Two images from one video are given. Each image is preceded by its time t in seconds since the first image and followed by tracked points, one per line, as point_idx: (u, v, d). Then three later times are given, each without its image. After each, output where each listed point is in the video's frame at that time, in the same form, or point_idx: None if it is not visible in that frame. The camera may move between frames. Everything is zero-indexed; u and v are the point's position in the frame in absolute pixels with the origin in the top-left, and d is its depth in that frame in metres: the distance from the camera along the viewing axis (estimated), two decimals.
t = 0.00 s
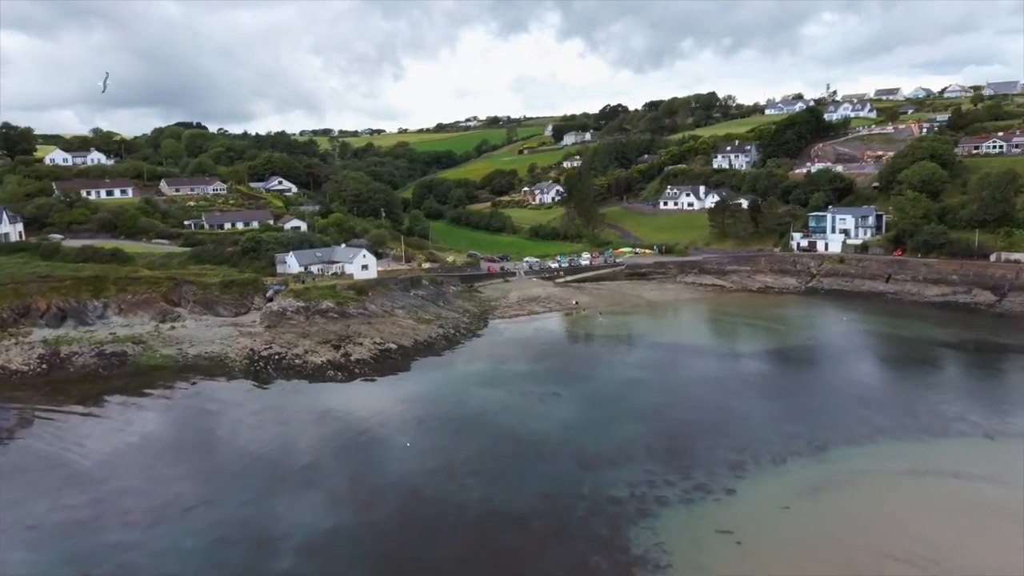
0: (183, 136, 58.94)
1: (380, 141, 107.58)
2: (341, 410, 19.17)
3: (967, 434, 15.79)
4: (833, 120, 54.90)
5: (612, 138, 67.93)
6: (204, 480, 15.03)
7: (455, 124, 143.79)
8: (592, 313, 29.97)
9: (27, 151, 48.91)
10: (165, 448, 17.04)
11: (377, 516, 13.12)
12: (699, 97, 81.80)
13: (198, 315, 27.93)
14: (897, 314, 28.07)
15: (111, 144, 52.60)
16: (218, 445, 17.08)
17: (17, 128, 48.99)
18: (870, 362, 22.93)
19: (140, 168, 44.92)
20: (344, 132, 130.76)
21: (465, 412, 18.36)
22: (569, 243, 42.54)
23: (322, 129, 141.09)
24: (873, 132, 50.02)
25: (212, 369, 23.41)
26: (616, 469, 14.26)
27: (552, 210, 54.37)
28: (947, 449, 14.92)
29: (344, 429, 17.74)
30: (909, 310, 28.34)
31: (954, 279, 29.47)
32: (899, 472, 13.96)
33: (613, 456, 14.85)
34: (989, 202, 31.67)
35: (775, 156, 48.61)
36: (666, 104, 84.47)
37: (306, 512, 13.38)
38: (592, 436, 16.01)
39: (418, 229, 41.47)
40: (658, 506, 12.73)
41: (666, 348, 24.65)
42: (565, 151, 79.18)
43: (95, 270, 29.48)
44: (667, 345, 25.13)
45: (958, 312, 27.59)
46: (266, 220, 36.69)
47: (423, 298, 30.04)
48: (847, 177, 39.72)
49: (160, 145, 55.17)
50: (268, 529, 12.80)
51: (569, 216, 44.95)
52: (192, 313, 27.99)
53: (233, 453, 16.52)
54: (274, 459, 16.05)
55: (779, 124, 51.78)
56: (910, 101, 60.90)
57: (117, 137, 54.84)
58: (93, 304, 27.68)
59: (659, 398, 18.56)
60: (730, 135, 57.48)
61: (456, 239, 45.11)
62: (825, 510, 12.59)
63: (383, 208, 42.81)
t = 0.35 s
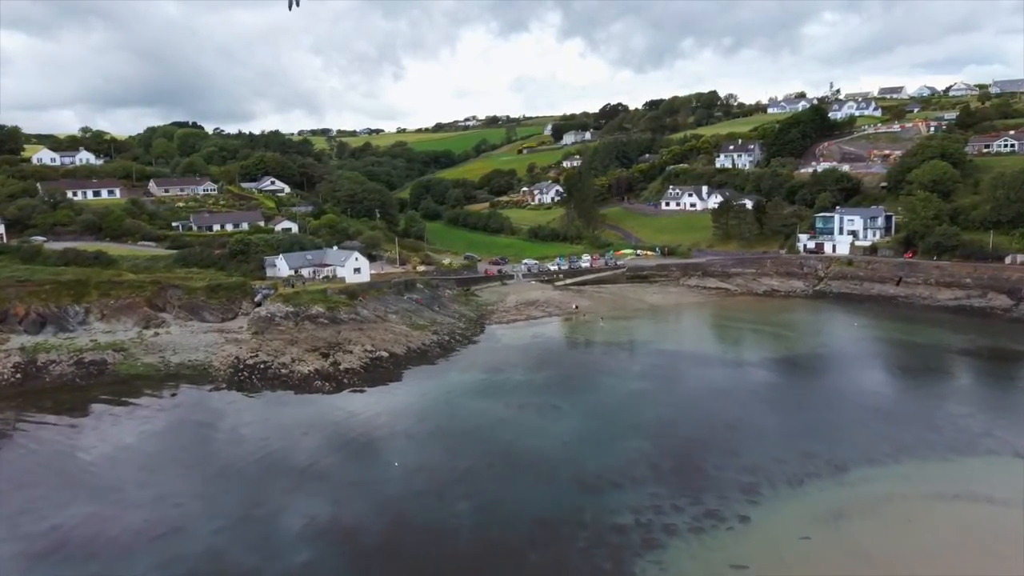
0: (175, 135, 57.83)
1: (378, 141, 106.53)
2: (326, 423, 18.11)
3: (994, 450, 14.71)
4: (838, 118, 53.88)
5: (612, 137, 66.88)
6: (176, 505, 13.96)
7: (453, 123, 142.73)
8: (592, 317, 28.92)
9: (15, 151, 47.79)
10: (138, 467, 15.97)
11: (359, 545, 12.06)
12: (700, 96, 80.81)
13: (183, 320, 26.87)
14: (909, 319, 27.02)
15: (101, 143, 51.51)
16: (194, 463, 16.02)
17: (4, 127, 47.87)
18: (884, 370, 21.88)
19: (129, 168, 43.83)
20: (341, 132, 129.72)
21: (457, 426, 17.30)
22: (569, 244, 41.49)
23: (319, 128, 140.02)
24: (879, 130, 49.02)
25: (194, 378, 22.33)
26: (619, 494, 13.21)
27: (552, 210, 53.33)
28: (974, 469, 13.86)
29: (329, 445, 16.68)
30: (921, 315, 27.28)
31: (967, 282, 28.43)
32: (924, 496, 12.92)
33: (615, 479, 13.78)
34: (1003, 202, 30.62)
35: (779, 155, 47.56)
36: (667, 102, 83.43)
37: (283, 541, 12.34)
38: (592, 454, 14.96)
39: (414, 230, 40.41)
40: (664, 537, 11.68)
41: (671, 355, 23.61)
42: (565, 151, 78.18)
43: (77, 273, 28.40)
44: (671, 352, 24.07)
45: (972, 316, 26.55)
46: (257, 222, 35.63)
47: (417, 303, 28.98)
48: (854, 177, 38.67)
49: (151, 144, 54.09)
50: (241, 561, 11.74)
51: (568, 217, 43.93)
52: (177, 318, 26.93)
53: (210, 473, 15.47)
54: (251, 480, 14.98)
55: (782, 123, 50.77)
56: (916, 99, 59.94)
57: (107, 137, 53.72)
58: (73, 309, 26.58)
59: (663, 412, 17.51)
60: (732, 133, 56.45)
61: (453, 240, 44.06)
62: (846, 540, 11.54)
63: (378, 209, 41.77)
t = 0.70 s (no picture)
0: (167, 135, 56.70)
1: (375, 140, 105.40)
2: (312, 437, 17.03)
3: None
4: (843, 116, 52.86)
5: (613, 136, 65.83)
6: (147, 532, 12.94)
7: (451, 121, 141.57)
8: (594, 322, 27.89)
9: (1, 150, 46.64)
10: (110, 486, 14.94)
11: None
12: (701, 93, 79.81)
13: (167, 325, 25.81)
14: (923, 323, 26.00)
15: (90, 143, 50.39)
16: (170, 484, 14.94)
17: None
18: (900, 379, 20.85)
19: (117, 167, 42.71)
20: (338, 131, 128.56)
21: (451, 441, 16.26)
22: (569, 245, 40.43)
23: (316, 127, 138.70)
24: (886, 128, 48.00)
25: (177, 387, 21.28)
26: (625, 519, 12.18)
27: (551, 210, 52.29)
28: (1009, 491, 12.83)
29: (315, 461, 15.62)
30: (935, 319, 26.25)
31: (982, 285, 27.42)
32: (957, 522, 11.88)
33: (620, 503, 12.76)
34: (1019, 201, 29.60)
35: (784, 154, 46.52)
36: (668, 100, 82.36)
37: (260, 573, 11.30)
38: (595, 474, 13.93)
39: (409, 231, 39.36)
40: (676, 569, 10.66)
41: (676, 362, 22.57)
42: (565, 150, 77.14)
43: (58, 277, 27.32)
44: (676, 359, 23.03)
45: (989, 320, 25.54)
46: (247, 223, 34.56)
47: (411, 307, 27.94)
48: (862, 176, 37.64)
49: (142, 143, 52.97)
50: None
51: (568, 217, 42.89)
52: (161, 323, 25.86)
53: (184, 495, 14.40)
54: (229, 502, 13.94)
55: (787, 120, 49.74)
56: (922, 96, 58.92)
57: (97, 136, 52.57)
58: (53, 313, 25.40)
59: (670, 425, 16.48)
60: (735, 131, 55.41)
61: (450, 242, 43.02)
62: (878, 575, 10.47)
63: (373, 209, 40.72)
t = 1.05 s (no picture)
0: (159, 134, 55.67)
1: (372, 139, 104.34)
2: (296, 451, 16.04)
3: None
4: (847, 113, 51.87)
5: (612, 134, 64.81)
6: (111, 560, 11.94)
7: (449, 121, 140.50)
8: (594, 325, 26.89)
9: None
10: (77, 507, 13.93)
11: None
12: (702, 92, 78.83)
13: (150, 331, 24.79)
14: (936, 326, 25.02)
15: (79, 143, 49.36)
16: (141, 504, 13.95)
17: None
18: (916, 386, 19.84)
19: (105, 167, 41.65)
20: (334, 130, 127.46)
21: (442, 456, 15.25)
22: (568, 246, 39.42)
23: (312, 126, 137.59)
24: (891, 125, 47.03)
25: (157, 397, 20.26)
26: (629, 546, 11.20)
27: (549, 210, 51.30)
28: None
29: (298, 478, 14.62)
30: (949, 322, 25.27)
31: (997, 287, 26.44)
32: (991, 549, 10.89)
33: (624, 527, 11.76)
34: None
35: (788, 152, 45.52)
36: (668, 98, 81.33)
37: None
38: (597, 495, 12.93)
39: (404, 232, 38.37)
40: None
41: (680, 370, 21.56)
42: (564, 149, 76.12)
43: (38, 281, 26.29)
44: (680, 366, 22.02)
45: (1005, 324, 24.56)
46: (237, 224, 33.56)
47: (405, 311, 26.93)
48: (869, 174, 36.66)
49: (132, 143, 51.92)
50: None
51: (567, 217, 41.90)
52: (144, 329, 24.83)
53: (156, 517, 13.40)
54: (202, 525, 12.94)
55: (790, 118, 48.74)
56: (927, 94, 57.92)
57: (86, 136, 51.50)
58: (31, 320, 24.41)
59: (676, 439, 15.47)
60: (737, 130, 54.41)
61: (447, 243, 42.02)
62: None
63: (367, 209, 39.72)
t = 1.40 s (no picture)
0: (150, 134, 54.60)
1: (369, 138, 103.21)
2: (277, 467, 15.00)
3: None
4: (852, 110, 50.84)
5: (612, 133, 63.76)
6: None
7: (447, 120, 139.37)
8: (595, 330, 25.89)
9: None
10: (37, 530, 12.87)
11: None
12: (703, 90, 77.83)
13: (132, 337, 23.74)
14: (952, 331, 24.00)
15: (68, 142, 48.29)
16: (107, 527, 12.91)
17: None
18: (934, 396, 18.82)
19: (92, 167, 40.57)
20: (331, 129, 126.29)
21: (432, 475, 14.21)
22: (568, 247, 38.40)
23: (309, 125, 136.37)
24: (898, 122, 46.01)
25: (134, 408, 19.22)
26: None
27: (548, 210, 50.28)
28: None
29: (277, 498, 13.56)
30: (965, 327, 24.25)
31: (1013, 290, 25.44)
32: None
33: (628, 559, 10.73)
34: None
35: (792, 150, 44.49)
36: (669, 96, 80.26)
37: None
38: (598, 521, 11.90)
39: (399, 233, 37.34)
40: None
41: (685, 378, 20.52)
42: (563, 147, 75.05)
43: (16, 285, 25.24)
44: (684, 374, 20.98)
45: None
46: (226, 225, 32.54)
47: (398, 315, 25.90)
48: (877, 173, 35.63)
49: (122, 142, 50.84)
50: None
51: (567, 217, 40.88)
52: (125, 335, 23.80)
53: (120, 542, 12.35)
54: (170, 552, 11.89)
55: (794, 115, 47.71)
56: (932, 90, 56.89)
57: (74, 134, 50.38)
58: (8, 326, 23.39)
59: (683, 457, 14.44)
60: (739, 128, 53.38)
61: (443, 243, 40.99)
62: None
63: (361, 209, 38.68)
